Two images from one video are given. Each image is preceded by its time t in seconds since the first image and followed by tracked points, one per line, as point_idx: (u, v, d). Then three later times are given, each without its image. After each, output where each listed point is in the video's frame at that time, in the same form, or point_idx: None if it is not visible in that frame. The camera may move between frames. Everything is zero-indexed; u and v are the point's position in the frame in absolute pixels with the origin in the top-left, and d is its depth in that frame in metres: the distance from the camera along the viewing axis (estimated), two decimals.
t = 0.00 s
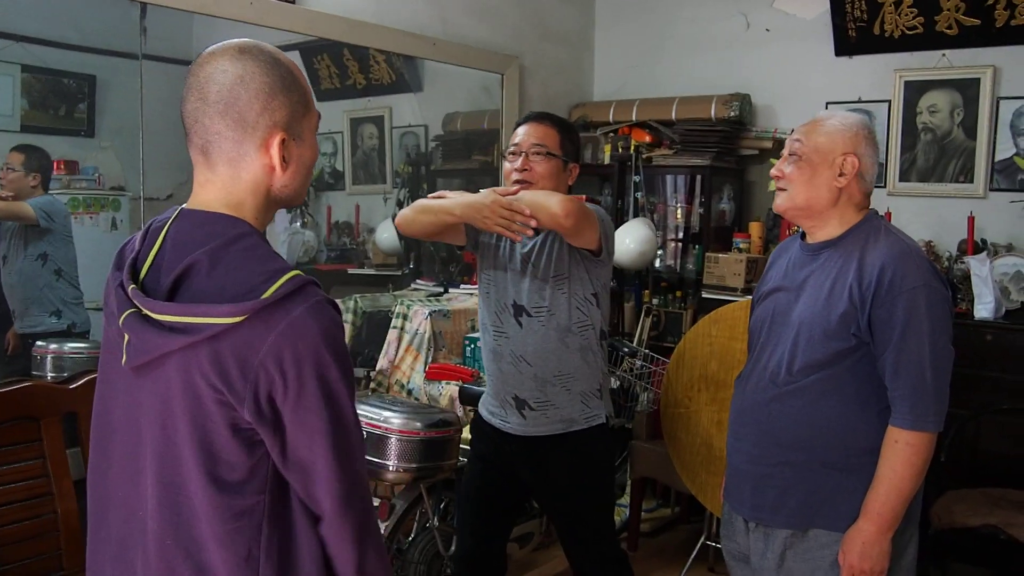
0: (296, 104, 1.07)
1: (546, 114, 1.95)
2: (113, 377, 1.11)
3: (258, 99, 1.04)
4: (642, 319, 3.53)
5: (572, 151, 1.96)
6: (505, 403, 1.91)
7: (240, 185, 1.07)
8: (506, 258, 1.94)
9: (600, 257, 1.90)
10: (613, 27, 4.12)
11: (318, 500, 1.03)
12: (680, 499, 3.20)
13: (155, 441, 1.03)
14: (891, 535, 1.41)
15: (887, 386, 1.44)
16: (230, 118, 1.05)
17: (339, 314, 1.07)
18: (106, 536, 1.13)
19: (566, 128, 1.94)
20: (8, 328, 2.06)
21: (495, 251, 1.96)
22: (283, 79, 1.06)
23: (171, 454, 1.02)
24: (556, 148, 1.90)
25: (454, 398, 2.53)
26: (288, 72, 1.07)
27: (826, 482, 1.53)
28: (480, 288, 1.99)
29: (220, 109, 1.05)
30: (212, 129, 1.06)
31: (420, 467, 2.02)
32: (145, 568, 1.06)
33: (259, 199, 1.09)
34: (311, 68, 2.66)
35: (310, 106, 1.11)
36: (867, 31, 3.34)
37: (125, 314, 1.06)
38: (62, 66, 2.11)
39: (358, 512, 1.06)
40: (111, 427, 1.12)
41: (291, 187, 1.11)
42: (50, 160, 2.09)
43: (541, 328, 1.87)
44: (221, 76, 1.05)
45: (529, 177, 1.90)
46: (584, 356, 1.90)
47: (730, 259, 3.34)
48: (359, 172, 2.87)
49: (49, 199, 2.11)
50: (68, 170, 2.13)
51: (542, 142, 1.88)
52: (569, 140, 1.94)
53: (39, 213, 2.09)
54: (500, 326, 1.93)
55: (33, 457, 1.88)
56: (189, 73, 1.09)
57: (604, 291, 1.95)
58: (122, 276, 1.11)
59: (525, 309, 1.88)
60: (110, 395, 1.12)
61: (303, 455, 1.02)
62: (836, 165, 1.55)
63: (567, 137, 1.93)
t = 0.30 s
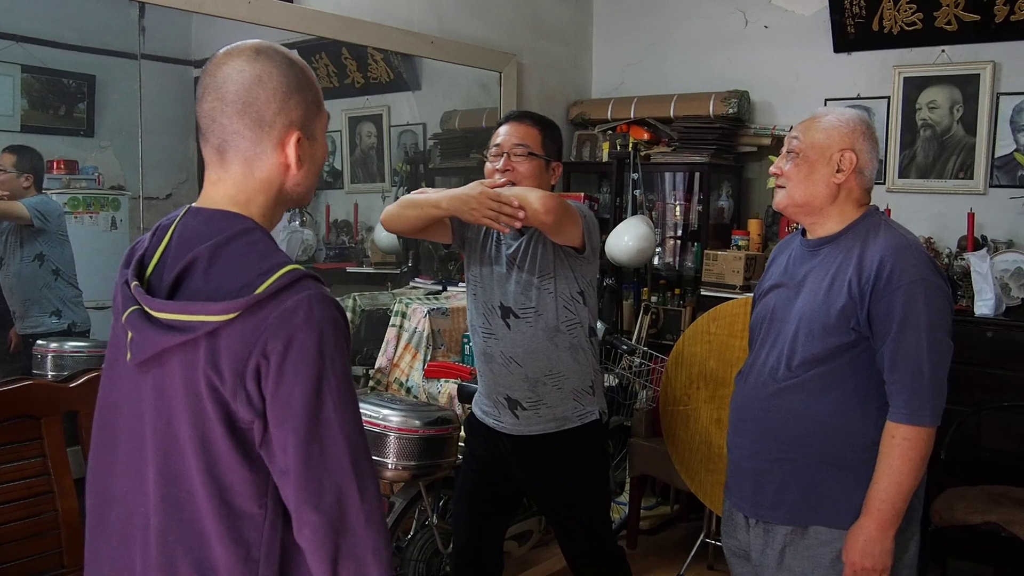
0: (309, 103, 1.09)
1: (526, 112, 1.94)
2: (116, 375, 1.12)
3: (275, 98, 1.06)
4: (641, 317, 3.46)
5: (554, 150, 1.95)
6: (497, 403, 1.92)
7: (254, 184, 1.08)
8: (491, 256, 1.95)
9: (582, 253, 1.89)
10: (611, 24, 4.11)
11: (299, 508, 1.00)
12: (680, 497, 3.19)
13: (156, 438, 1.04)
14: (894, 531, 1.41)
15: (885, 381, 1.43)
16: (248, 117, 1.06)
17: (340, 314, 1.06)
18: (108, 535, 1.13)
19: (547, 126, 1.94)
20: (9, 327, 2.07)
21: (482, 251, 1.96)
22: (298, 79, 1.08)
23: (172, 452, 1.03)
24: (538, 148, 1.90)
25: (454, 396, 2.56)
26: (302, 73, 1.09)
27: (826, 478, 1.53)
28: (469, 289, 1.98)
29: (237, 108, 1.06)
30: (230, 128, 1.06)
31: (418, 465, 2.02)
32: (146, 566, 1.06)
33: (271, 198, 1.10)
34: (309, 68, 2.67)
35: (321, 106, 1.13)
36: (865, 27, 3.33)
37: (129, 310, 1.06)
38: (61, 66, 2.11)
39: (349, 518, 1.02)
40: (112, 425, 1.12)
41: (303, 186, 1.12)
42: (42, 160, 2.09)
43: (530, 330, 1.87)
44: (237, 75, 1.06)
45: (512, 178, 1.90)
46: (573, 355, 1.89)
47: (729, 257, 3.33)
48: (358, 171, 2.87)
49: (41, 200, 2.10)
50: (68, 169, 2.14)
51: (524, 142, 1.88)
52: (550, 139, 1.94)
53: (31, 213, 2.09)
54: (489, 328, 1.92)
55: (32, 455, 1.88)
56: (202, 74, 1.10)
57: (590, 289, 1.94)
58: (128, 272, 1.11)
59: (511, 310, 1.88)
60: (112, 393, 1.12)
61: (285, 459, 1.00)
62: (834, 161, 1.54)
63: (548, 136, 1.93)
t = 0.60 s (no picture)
0: (315, 103, 1.09)
1: (513, 115, 1.95)
2: (122, 377, 1.12)
3: (281, 97, 1.06)
4: (641, 316, 3.52)
5: (543, 150, 1.95)
6: (496, 404, 1.93)
7: (259, 183, 1.08)
8: (484, 260, 1.93)
9: (575, 255, 1.88)
10: (611, 23, 4.11)
11: (306, 511, 1.00)
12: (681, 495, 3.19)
13: (164, 441, 1.04)
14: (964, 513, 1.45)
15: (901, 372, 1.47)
16: (254, 116, 1.06)
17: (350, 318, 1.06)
18: (113, 532, 1.14)
19: (534, 126, 1.94)
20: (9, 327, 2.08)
21: (474, 259, 1.95)
22: (304, 79, 1.08)
23: (181, 454, 1.03)
24: (525, 151, 1.90)
25: (455, 395, 2.56)
26: (307, 73, 1.09)
27: (826, 476, 1.53)
28: (463, 292, 1.98)
29: (243, 107, 1.06)
30: (236, 128, 1.07)
31: (419, 464, 2.02)
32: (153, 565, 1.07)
33: (277, 197, 1.10)
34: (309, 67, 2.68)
35: (326, 106, 1.13)
36: (865, 25, 3.33)
37: (138, 311, 1.06)
38: (62, 66, 2.11)
39: (355, 522, 1.03)
40: (117, 423, 1.12)
41: (308, 186, 1.13)
42: (39, 161, 2.09)
43: (526, 332, 1.87)
44: (242, 74, 1.06)
45: (502, 182, 1.90)
46: (572, 355, 1.90)
47: (730, 255, 3.32)
48: (358, 170, 2.87)
49: (38, 202, 2.10)
50: (68, 169, 2.14)
51: (511, 145, 1.88)
52: (537, 140, 1.93)
53: (30, 217, 2.08)
54: (485, 331, 1.92)
55: (32, 456, 1.88)
56: (207, 73, 1.10)
57: (585, 288, 1.94)
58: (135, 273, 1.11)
59: (506, 314, 1.88)
60: (118, 392, 1.12)
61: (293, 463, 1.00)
62: (828, 161, 1.58)
63: (535, 138, 1.92)
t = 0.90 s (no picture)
0: (312, 104, 1.10)
1: (509, 117, 1.97)
2: (122, 376, 1.12)
3: (280, 97, 1.07)
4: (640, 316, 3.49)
5: (540, 151, 1.96)
6: (495, 404, 1.94)
7: (259, 184, 1.09)
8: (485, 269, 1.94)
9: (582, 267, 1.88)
10: (608, 23, 4.13)
11: (317, 508, 1.01)
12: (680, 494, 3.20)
13: (167, 439, 1.05)
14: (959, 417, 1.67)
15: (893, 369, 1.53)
16: (252, 117, 1.06)
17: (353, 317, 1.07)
18: (113, 530, 1.14)
19: (530, 128, 1.96)
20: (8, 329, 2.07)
21: (473, 271, 1.95)
22: (301, 80, 1.09)
23: (184, 453, 1.04)
24: (523, 152, 1.91)
25: (454, 395, 2.56)
26: (305, 74, 1.10)
27: (818, 475, 1.57)
28: (462, 297, 1.99)
29: (242, 108, 1.06)
30: (234, 129, 1.07)
31: (418, 464, 2.03)
32: (155, 564, 1.07)
33: (276, 197, 1.11)
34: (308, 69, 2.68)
35: (323, 106, 1.13)
36: (861, 26, 3.35)
37: (140, 308, 1.06)
38: (60, 68, 2.12)
39: (363, 517, 1.04)
40: (117, 421, 1.13)
41: (307, 186, 1.13)
42: (36, 163, 2.08)
43: (526, 333, 1.88)
44: (241, 75, 1.07)
45: (503, 185, 1.91)
46: (571, 356, 1.91)
47: (727, 254, 3.34)
48: (357, 171, 2.88)
49: (37, 206, 2.09)
50: (66, 171, 2.14)
51: (509, 147, 1.90)
52: (534, 140, 1.95)
53: (31, 222, 2.09)
54: (485, 331, 1.94)
55: (32, 458, 1.88)
56: (206, 75, 1.11)
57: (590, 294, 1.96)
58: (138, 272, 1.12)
59: (507, 315, 1.90)
60: (119, 390, 1.12)
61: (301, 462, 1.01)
62: (817, 162, 1.62)
63: (532, 139, 1.94)
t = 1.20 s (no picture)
0: (306, 106, 1.11)
1: (522, 115, 1.98)
2: (119, 377, 1.13)
3: (273, 99, 1.07)
4: (635, 316, 3.52)
5: (551, 150, 1.97)
6: (494, 403, 1.94)
7: (251, 184, 1.09)
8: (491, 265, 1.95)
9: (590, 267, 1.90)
10: (602, 25, 4.14)
11: (351, 492, 1.04)
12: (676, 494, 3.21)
13: (165, 439, 1.05)
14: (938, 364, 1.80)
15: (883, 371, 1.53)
16: (246, 117, 1.07)
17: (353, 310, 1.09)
18: (111, 530, 1.14)
19: (542, 127, 1.97)
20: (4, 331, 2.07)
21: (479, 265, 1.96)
22: (295, 83, 1.10)
23: (182, 452, 1.04)
24: (534, 150, 1.92)
25: (449, 397, 2.56)
26: (298, 77, 1.11)
27: (812, 475, 1.58)
28: (467, 291, 2.00)
29: (235, 108, 1.07)
30: (228, 128, 1.08)
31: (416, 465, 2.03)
32: (152, 564, 1.07)
33: (269, 197, 1.11)
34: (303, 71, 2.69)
35: (318, 110, 1.14)
36: (854, 27, 3.37)
37: (136, 310, 1.07)
38: (55, 72, 2.12)
39: (397, 491, 1.09)
40: (115, 421, 1.13)
41: (299, 188, 1.14)
42: (33, 166, 2.09)
43: (528, 331, 1.89)
44: (235, 76, 1.07)
45: (513, 182, 1.91)
46: (570, 356, 1.91)
47: (722, 255, 3.35)
48: (352, 173, 2.88)
49: (40, 208, 2.10)
50: (62, 174, 2.14)
51: (521, 145, 1.91)
52: (546, 140, 1.96)
53: (37, 224, 2.10)
54: (487, 329, 1.95)
55: (28, 461, 1.88)
56: (202, 76, 1.12)
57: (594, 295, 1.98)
58: (133, 274, 1.12)
59: (511, 313, 1.91)
60: (117, 391, 1.13)
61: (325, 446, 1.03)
62: (810, 163, 1.63)
63: (544, 137, 1.95)
